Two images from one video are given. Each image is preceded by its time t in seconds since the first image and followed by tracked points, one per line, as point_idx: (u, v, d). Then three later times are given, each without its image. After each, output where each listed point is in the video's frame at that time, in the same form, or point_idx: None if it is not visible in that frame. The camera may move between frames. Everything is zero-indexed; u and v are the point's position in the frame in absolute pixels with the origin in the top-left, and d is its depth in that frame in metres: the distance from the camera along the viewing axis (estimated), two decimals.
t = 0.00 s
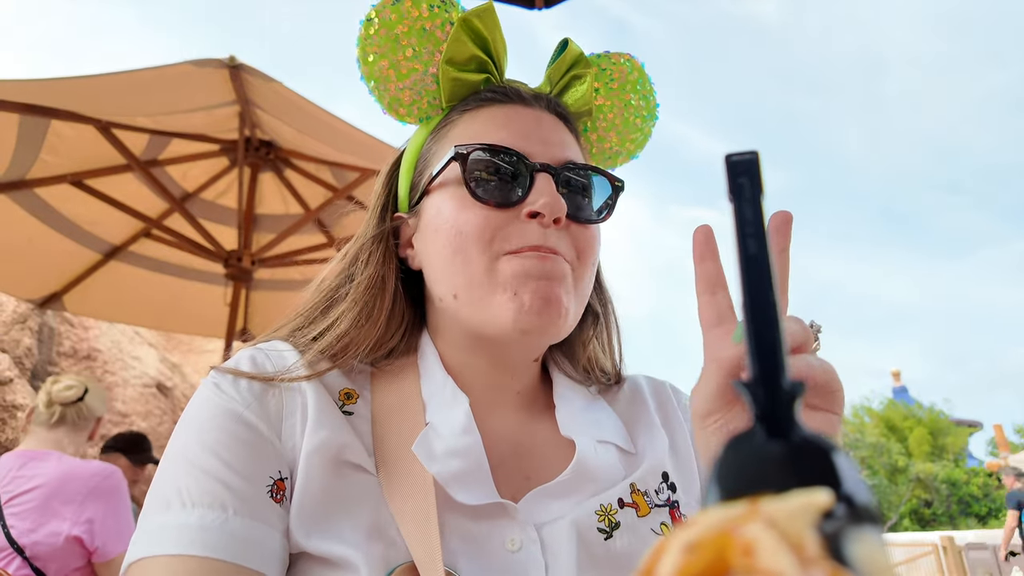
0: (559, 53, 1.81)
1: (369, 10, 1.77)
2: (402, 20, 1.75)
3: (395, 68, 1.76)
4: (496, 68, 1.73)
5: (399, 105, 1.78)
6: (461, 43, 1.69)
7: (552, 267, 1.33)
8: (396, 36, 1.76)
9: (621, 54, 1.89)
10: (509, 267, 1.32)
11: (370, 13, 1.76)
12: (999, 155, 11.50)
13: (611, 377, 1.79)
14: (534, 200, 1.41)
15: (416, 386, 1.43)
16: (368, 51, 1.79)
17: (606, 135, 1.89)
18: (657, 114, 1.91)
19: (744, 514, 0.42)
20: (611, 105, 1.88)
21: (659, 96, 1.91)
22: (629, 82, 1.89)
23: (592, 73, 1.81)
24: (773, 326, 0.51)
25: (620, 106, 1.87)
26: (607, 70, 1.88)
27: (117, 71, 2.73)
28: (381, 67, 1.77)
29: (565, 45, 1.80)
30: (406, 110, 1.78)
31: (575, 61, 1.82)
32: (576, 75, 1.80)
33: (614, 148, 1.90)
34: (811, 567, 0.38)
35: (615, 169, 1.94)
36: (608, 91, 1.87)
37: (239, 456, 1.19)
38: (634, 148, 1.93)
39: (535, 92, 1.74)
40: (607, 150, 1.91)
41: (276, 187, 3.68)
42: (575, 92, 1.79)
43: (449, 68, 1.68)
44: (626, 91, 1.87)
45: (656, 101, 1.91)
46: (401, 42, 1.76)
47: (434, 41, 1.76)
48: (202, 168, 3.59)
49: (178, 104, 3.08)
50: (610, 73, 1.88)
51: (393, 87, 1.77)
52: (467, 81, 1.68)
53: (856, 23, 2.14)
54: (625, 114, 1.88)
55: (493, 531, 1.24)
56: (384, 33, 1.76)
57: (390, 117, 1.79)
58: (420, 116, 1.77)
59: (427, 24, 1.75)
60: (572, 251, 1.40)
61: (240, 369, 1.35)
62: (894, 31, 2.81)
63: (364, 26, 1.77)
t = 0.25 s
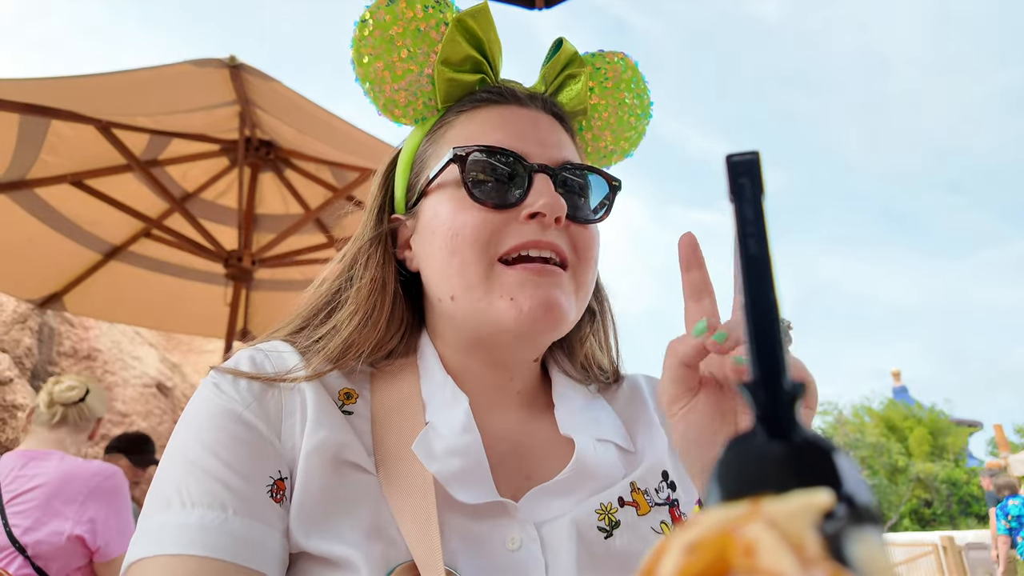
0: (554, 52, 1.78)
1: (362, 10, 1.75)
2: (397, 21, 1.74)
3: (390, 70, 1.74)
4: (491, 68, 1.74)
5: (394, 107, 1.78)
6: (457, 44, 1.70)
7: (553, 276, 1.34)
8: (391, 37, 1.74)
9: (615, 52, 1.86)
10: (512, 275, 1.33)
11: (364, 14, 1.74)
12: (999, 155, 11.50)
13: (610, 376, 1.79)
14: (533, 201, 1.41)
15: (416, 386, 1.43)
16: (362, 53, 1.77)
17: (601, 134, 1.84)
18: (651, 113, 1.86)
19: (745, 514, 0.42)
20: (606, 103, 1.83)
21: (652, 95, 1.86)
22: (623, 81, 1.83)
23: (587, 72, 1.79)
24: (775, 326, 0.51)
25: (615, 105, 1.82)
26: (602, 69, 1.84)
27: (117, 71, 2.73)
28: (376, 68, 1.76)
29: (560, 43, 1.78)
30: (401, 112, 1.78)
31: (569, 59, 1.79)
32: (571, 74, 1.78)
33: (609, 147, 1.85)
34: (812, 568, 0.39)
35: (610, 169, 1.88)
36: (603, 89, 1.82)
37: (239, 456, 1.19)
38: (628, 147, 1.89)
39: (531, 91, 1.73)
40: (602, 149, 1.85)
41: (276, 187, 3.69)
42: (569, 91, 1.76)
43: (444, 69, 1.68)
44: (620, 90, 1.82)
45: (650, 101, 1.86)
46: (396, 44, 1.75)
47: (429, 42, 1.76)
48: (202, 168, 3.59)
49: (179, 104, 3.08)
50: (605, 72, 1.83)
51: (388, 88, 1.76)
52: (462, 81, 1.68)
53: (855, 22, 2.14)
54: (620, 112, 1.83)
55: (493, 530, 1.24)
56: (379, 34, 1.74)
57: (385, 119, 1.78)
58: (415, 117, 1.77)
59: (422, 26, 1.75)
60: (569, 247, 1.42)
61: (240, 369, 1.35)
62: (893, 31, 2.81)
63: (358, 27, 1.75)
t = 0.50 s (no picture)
0: (547, 50, 1.86)
1: (354, 10, 1.75)
2: (389, 23, 1.74)
3: (383, 71, 1.74)
4: (484, 67, 1.75)
5: (387, 109, 1.77)
6: (450, 43, 1.70)
7: (547, 289, 1.36)
8: (383, 38, 1.75)
9: (608, 48, 1.96)
10: (510, 288, 1.35)
11: (355, 14, 1.74)
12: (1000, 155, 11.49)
13: (608, 374, 1.79)
14: (533, 214, 1.41)
15: (417, 385, 1.43)
16: (354, 54, 1.77)
17: (593, 131, 1.95)
18: (642, 109, 1.98)
19: (747, 514, 0.41)
20: (598, 101, 1.94)
21: (643, 91, 1.98)
22: (615, 78, 1.94)
23: (579, 70, 1.87)
24: (777, 327, 0.51)
25: (607, 103, 1.93)
26: (593, 65, 1.93)
27: (118, 71, 2.73)
28: (368, 69, 1.75)
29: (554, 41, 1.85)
30: (394, 113, 1.77)
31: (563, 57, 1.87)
32: (564, 72, 1.86)
33: (600, 144, 1.97)
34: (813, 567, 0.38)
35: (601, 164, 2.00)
36: (595, 87, 1.93)
37: (240, 456, 1.19)
38: (619, 142, 2.00)
39: (524, 90, 1.76)
40: (593, 146, 1.97)
41: (276, 187, 3.68)
42: (562, 89, 1.84)
43: (437, 70, 1.69)
44: (612, 87, 1.93)
45: (641, 97, 1.98)
46: (388, 44, 1.75)
47: (421, 42, 1.75)
48: (202, 168, 3.59)
49: (179, 104, 3.08)
50: (597, 69, 1.93)
51: (379, 90, 1.76)
52: (454, 81, 1.69)
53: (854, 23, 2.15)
54: (612, 109, 1.94)
55: (495, 529, 1.24)
56: (371, 35, 1.75)
57: (377, 120, 1.77)
58: (408, 118, 1.76)
59: (414, 27, 1.75)
60: (565, 255, 1.44)
61: (241, 369, 1.35)
62: (893, 31, 2.81)
63: (349, 28, 1.75)
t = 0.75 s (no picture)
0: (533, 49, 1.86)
1: (340, 14, 1.75)
2: (376, 25, 1.74)
3: (373, 74, 1.74)
4: (472, 66, 1.76)
5: (377, 113, 1.75)
6: (438, 43, 1.71)
7: (554, 281, 1.36)
8: (372, 40, 1.74)
9: (591, 47, 1.95)
10: (510, 282, 1.35)
11: (341, 17, 1.75)
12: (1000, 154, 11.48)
13: (607, 373, 1.79)
14: (533, 208, 1.42)
15: (415, 386, 1.43)
16: (342, 57, 1.76)
17: (580, 128, 1.92)
18: (625, 104, 1.96)
19: (749, 514, 0.41)
20: (584, 98, 1.92)
21: (626, 87, 1.96)
22: (599, 75, 1.93)
23: (564, 68, 1.87)
24: (778, 327, 0.50)
25: (592, 99, 1.91)
26: (577, 63, 1.93)
27: (118, 71, 2.73)
28: (358, 72, 1.75)
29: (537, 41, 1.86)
30: (384, 117, 1.75)
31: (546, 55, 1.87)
32: (549, 70, 1.85)
33: (588, 140, 1.95)
34: (815, 567, 0.38)
35: (589, 161, 1.98)
36: (581, 84, 1.91)
37: (239, 457, 1.19)
38: (605, 139, 1.98)
39: (513, 89, 1.78)
40: (581, 143, 1.94)
41: (276, 187, 3.68)
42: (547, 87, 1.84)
43: (427, 71, 1.70)
44: (597, 84, 1.92)
45: (624, 92, 1.96)
46: (377, 47, 1.75)
47: (410, 43, 1.76)
48: (202, 168, 3.58)
49: (179, 104, 3.08)
50: (581, 66, 1.93)
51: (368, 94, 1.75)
52: (442, 82, 1.70)
53: (855, 22, 2.15)
54: (596, 106, 1.92)
55: (494, 529, 1.24)
56: (359, 37, 1.75)
57: (368, 124, 1.76)
58: (399, 121, 1.75)
59: (401, 28, 1.75)
60: (567, 250, 1.43)
61: (240, 370, 1.35)
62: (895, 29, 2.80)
63: (336, 32, 1.75)
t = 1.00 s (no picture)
0: (530, 43, 1.87)
1: (334, 11, 1.76)
2: (371, 21, 1.75)
3: (367, 71, 1.75)
4: (468, 63, 1.77)
5: (373, 110, 1.77)
6: (434, 38, 1.71)
7: (554, 266, 1.36)
8: (366, 37, 1.75)
9: (589, 41, 1.98)
10: (511, 274, 1.35)
11: (335, 14, 1.75)
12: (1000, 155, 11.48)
13: (605, 375, 1.79)
14: (533, 208, 1.41)
15: (414, 389, 1.43)
16: (337, 54, 1.78)
17: (579, 124, 1.95)
18: (625, 100, 1.99)
19: (752, 517, 0.41)
20: (583, 93, 1.95)
21: (626, 83, 2.00)
22: (598, 70, 1.96)
23: (563, 63, 1.88)
24: (780, 328, 0.50)
25: (591, 94, 1.94)
26: (575, 58, 1.96)
27: (119, 71, 2.72)
28: (353, 70, 1.77)
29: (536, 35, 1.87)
30: (380, 115, 1.76)
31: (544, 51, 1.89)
32: (548, 65, 1.87)
33: (587, 137, 1.98)
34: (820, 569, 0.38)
35: (588, 157, 2.01)
36: (579, 79, 1.95)
37: (239, 459, 1.19)
38: (604, 135, 2.01)
39: (511, 86, 1.79)
40: (580, 139, 1.98)
41: (276, 187, 3.68)
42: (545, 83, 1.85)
43: (423, 67, 1.69)
44: (596, 79, 1.95)
45: (624, 88, 1.99)
46: (372, 43, 1.76)
47: (405, 40, 1.76)
48: (202, 168, 3.58)
49: (179, 104, 3.08)
50: (579, 61, 1.96)
51: (363, 91, 1.76)
52: (438, 78, 1.69)
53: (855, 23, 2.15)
54: (596, 101, 1.95)
55: (493, 531, 1.24)
56: (353, 35, 1.76)
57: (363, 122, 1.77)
58: (394, 119, 1.75)
59: (396, 25, 1.75)
60: (567, 247, 1.43)
61: (239, 373, 1.35)
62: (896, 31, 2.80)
63: (330, 29, 1.76)
